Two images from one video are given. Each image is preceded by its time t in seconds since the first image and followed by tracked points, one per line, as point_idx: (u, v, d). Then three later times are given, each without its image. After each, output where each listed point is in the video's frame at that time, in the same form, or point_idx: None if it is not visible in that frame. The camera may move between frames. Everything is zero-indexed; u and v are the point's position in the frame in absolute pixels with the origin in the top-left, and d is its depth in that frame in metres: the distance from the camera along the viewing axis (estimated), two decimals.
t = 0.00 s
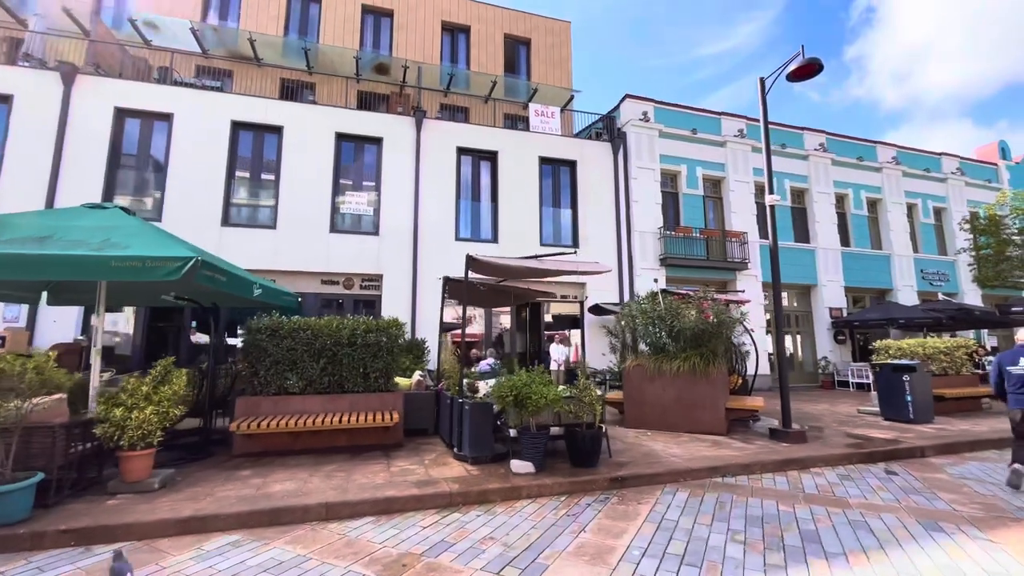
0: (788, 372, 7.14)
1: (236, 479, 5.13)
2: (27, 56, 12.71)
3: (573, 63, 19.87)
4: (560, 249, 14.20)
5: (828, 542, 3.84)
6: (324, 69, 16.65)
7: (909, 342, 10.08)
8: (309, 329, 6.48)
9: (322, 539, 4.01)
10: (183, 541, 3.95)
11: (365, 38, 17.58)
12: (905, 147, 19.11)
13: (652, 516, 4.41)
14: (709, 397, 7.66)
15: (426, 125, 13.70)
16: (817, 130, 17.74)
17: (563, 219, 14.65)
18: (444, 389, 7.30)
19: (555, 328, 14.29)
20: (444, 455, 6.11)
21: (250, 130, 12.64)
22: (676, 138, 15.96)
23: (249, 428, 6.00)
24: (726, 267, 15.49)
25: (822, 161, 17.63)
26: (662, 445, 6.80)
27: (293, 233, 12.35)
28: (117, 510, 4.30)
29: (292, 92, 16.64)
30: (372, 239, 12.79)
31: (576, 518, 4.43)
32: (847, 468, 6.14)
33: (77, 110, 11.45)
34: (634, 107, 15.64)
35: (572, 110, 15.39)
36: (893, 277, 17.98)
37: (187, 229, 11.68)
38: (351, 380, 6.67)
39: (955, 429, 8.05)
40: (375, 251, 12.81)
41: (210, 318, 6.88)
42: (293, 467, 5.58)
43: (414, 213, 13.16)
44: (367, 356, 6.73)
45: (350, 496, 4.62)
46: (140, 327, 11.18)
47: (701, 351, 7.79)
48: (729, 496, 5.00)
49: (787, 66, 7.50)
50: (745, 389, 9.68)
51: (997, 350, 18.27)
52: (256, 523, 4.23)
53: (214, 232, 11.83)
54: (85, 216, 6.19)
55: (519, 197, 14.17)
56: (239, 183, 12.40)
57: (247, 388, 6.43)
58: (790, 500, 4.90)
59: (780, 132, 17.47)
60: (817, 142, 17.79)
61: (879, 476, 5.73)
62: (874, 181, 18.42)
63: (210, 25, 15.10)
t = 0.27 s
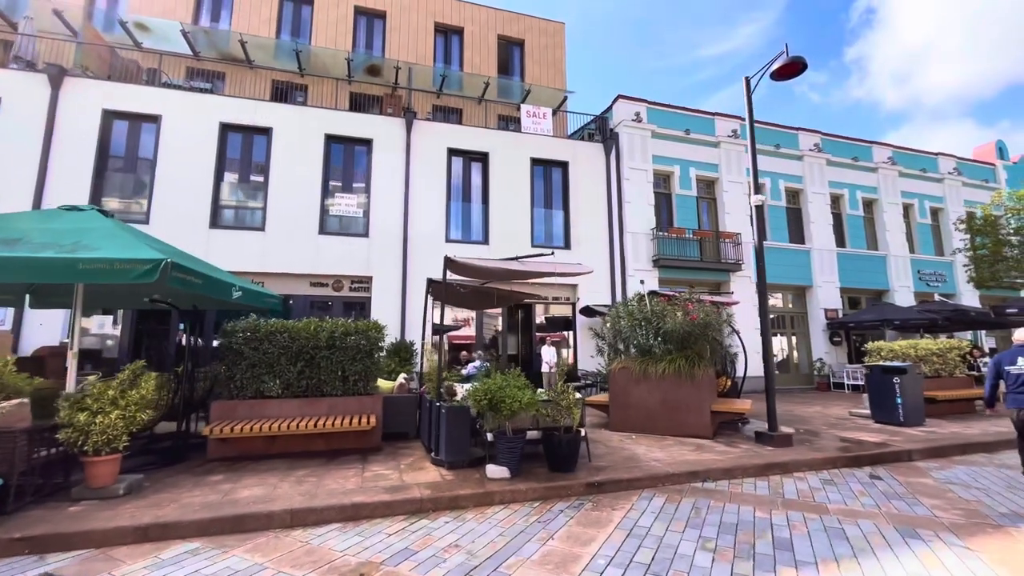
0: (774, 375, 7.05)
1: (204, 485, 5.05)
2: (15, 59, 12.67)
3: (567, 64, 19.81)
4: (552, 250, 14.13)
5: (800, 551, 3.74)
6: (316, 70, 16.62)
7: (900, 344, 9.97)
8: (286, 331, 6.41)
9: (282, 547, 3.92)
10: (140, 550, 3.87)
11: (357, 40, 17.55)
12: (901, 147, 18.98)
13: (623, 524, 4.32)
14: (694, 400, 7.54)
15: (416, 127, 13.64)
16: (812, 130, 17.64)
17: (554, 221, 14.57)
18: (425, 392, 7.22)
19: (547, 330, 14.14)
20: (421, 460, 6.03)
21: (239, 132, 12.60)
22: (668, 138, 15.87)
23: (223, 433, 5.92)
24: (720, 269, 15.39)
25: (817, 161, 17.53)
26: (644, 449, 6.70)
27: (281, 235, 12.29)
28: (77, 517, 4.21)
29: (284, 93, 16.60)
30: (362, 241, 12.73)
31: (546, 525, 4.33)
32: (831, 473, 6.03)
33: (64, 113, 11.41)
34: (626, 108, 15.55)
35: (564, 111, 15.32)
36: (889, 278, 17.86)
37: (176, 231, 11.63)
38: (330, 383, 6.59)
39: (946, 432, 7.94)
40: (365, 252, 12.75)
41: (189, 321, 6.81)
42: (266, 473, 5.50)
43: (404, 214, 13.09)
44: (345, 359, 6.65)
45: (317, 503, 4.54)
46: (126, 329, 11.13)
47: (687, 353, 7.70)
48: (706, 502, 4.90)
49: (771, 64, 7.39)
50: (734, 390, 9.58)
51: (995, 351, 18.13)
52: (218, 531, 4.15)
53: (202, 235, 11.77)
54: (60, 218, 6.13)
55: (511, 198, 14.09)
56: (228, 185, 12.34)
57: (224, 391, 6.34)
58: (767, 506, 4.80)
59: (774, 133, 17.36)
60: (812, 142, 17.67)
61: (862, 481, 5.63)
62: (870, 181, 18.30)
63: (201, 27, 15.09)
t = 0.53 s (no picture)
0: (763, 375, 6.88)
1: (174, 488, 4.97)
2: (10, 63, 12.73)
3: (563, 64, 19.72)
4: (547, 251, 14.01)
5: (774, 558, 3.60)
6: (311, 72, 16.62)
7: (898, 343, 9.77)
8: (264, 332, 6.33)
9: (242, 553, 3.83)
10: (97, 555, 3.79)
11: (353, 42, 17.55)
12: (903, 144, 18.71)
13: (594, 529, 4.20)
14: (683, 401, 7.37)
15: (409, 127, 13.58)
16: (811, 128, 17.41)
17: (549, 221, 14.45)
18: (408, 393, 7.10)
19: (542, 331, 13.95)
20: (399, 463, 5.93)
21: (231, 134, 12.59)
22: (665, 137, 15.71)
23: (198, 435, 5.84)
24: (718, 268, 15.20)
25: (816, 160, 17.31)
26: (629, 452, 6.56)
27: (273, 236, 12.25)
28: (37, 521, 4.14)
29: (279, 96, 16.61)
30: (354, 242, 12.68)
31: (515, 530, 4.21)
32: (819, 476, 5.87)
33: (57, 116, 11.44)
34: (621, 106, 15.41)
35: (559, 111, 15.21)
36: (891, 277, 17.58)
37: (167, 234, 11.62)
38: (309, 385, 6.49)
39: (943, 434, 7.74)
40: (357, 254, 12.69)
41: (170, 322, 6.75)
42: (238, 476, 5.41)
43: (396, 215, 13.02)
44: (324, 360, 6.54)
45: (282, 507, 4.44)
46: (117, 332, 11.11)
47: (675, 354, 7.54)
48: (685, 506, 4.76)
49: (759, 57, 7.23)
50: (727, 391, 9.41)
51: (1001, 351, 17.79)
52: (179, 536, 4.06)
53: (193, 237, 11.76)
54: (38, 219, 6.09)
55: (504, 199, 13.99)
56: (220, 187, 12.33)
57: (201, 394, 6.26)
58: (748, 510, 4.65)
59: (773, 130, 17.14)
60: (812, 140, 17.45)
61: (850, 484, 5.45)
62: (871, 179, 18.04)
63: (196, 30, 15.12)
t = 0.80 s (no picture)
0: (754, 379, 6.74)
1: (148, 496, 4.93)
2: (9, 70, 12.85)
3: (562, 64, 19.60)
4: (543, 252, 13.89)
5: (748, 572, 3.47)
6: (308, 76, 16.65)
7: (899, 344, 9.54)
8: (245, 337, 6.29)
9: (205, 564, 3.76)
10: (59, 566, 3.74)
11: (350, 45, 17.57)
12: (909, 141, 18.37)
13: (568, 540, 4.08)
14: (673, 405, 7.22)
15: (403, 129, 13.54)
16: (814, 125, 17.14)
17: (546, 222, 14.33)
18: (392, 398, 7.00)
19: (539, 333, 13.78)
20: (379, 469, 5.84)
21: (225, 138, 12.63)
22: (663, 136, 15.53)
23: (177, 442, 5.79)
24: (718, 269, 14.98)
25: (819, 157, 17.03)
26: (615, 458, 6.43)
27: (268, 240, 12.25)
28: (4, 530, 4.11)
29: (276, 99, 16.65)
30: (348, 245, 12.65)
31: (486, 541, 4.11)
32: (810, 482, 5.70)
33: (53, 122, 11.52)
34: (619, 105, 15.26)
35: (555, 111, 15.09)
36: (897, 276, 17.24)
37: (162, 238, 11.65)
38: (291, 390, 6.42)
39: (943, 438, 7.51)
40: (352, 256, 12.66)
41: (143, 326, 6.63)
42: (215, 483, 5.36)
43: (391, 218, 12.97)
44: (306, 365, 6.46)
45: (251, 516, 4.37)
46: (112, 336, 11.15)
47: (665, 357, 7.40)
48: (665, 515, 4.62)
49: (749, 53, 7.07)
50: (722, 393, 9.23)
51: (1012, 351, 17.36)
52: (145, 546, 4.01)
53: (188, 241, 11.79)
54: (20, 225, 6.10)
55: (500, 200, 13.90)
56: (215, 191, 12.36)
57: (183, 400, 6.23)
58: (729, 520, 4.51)
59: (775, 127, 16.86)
60: (814, 137, 17.17)
61: (841, 492, 5.28)
62: (876, 177, 17.72)
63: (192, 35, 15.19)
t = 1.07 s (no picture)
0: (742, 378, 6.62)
1: (126, 497, 4.94)
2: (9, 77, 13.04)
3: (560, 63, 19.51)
4: (539, 251, 13.81)
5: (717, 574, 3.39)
6: (306, 78, 16.71)
7: (898, 342, 9.35)
8: (228, 337, 6.29)
9: (171, 565, 3.75)
10: (27, 567, 3.74)
11: (347, 47, 17.63)
12: (913, 135, 18.05)
13: (539, 541, 4.02)
14: (662, 404, 7.11)
15: (398, 130, 13.54)
16: (815, 120, 16.90)
17: (542, 221, 14.25)
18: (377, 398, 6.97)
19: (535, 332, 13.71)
20: (360, 470, 5.81)
21: (221, 141, 12.71)
22: (661, 133, 15.39)
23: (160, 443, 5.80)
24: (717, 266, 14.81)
25: (820, 152, 16.79)
26: (600, 458, 6.35)
27: (263, 241, 12.29)
28: None
29: (274, 102, 16.73)
30: (343, 246, 12.67)
31: (456, 542, 4.06)
32: (797, 483, 5.58)
33: (51, 127, 11.66)
34: (615, 103, 15.15)
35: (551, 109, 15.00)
36: (902, 272, 16.95)
37: (158, 241, 11.74)
38: (275, 391, 6.41)
39: (941, 437, 7.34)
40: (346, 257, 12.67)
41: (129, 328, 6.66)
42: (195, 484, 5.36)
43: (386, 218, 12.96)
44: (290, 366, 6.44)
45: (223, 517, 4.35)
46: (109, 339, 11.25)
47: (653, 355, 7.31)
48: (642, 516, 4.54)
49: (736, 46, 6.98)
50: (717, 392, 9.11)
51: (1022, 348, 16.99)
52: (115, 546, 4.01)
53: (184, 243, 11.87)
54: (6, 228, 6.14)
55: (495, 199, 13.83)
56: (210, 193, 12.44)
57: (167, 401, 6.24)
58: (707, 521, 4.43)
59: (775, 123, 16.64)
60: (815, 133, 16.94)
61: (827, 492, 5.16)
62: (879, 172, 17.45)
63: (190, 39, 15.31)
